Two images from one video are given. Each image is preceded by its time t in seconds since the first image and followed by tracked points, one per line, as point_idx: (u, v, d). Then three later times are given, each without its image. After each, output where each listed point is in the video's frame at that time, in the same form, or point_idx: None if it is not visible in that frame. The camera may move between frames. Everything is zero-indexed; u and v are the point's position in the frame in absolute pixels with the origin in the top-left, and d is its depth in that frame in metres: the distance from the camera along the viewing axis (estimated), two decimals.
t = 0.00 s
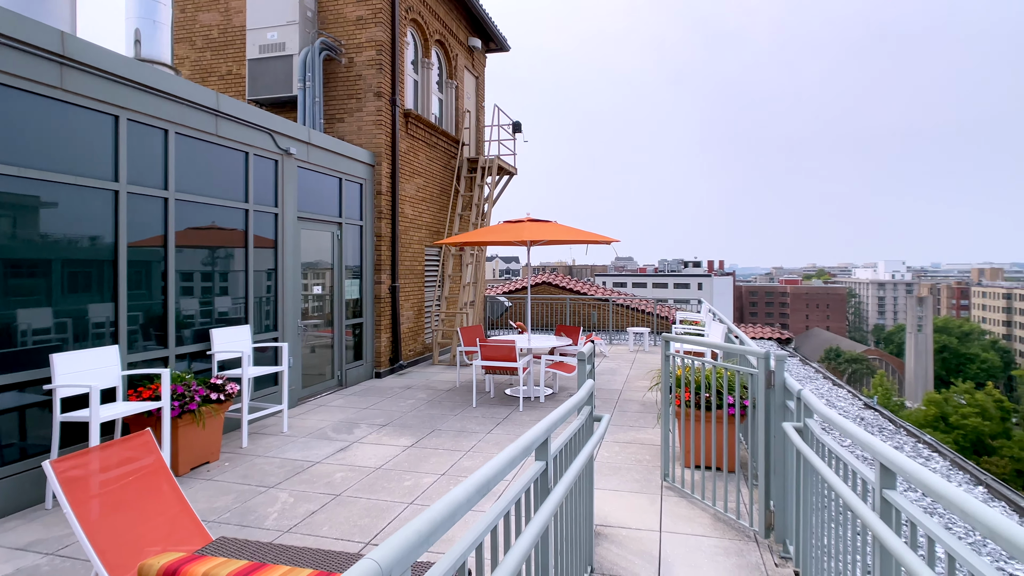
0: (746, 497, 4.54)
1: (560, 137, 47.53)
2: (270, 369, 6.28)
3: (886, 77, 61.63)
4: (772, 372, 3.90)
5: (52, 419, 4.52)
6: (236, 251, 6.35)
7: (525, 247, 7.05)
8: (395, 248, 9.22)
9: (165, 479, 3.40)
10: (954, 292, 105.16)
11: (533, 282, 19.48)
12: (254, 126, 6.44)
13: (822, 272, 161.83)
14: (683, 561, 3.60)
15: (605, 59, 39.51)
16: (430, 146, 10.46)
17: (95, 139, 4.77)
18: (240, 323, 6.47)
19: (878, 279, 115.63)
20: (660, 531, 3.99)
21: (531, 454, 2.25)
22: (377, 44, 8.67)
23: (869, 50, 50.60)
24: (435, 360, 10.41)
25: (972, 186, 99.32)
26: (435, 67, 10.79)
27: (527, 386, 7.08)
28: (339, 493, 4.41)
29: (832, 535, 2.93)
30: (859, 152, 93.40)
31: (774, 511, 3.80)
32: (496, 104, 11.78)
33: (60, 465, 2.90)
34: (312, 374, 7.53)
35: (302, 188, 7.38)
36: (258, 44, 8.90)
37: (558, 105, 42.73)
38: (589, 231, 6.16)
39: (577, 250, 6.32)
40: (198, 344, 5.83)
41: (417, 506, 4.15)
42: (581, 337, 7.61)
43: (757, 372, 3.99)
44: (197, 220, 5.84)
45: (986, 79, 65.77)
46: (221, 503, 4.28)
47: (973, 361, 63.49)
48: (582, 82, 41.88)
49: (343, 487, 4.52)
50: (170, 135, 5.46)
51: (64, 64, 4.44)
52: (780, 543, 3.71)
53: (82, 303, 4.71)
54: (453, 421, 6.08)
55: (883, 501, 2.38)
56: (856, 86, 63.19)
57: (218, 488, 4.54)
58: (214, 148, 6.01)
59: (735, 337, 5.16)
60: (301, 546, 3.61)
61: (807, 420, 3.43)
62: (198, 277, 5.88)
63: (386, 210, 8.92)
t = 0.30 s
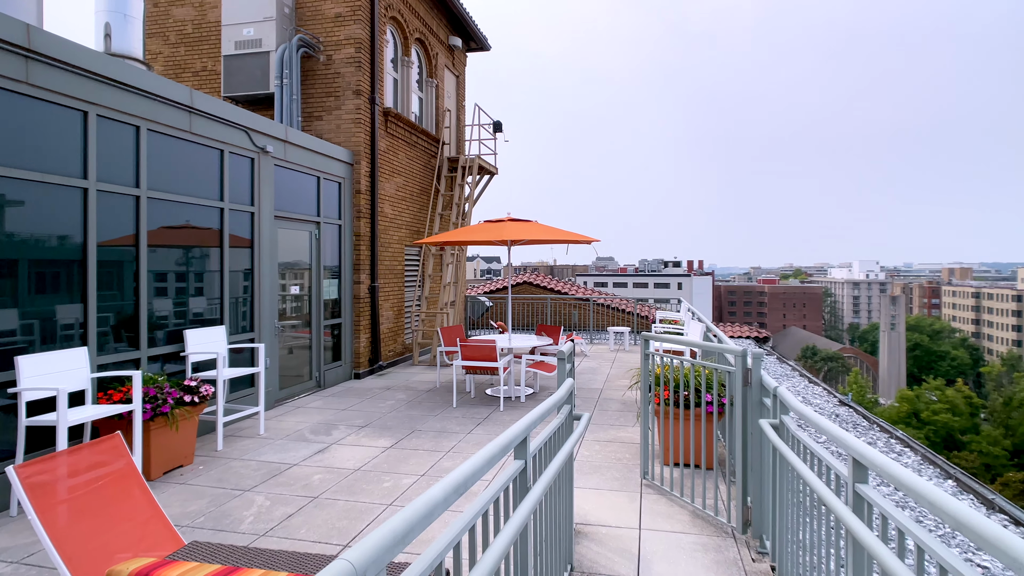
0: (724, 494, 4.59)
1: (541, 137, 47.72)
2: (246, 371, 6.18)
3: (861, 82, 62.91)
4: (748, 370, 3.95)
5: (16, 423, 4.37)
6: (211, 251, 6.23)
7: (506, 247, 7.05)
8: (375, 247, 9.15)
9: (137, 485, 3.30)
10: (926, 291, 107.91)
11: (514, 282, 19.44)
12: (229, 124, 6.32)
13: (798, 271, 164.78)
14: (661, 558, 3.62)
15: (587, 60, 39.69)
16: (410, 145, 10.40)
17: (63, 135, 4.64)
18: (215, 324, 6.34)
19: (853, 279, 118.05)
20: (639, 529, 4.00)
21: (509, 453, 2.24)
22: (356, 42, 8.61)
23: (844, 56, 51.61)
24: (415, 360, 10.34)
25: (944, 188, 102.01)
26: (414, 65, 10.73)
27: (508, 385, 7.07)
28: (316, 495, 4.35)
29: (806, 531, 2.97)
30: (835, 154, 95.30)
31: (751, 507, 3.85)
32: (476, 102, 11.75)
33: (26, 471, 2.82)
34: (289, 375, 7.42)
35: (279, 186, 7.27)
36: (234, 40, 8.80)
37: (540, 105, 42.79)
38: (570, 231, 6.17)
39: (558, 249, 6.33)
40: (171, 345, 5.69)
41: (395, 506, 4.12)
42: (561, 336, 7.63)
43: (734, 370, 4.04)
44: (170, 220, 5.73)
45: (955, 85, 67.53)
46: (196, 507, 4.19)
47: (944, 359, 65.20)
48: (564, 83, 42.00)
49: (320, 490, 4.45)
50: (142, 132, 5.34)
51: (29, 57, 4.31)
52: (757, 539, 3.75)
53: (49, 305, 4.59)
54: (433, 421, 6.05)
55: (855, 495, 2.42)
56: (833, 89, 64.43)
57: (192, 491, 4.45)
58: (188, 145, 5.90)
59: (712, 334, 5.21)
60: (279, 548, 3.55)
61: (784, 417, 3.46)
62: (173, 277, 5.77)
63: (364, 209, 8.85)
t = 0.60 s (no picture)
0: (702, 490, 4.63)
1: (524, 137, 47.81)
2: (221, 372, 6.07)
3: (837, 86, 64.12)
4: (726, 368, 4.00)
5: None
6: (186, 250, 6.11)
7: (487, 247, 7.03)
8: (354, 247, 9.06)
9: (107, 489, 3.20)
10: (899, 291, 110.51)
11: (495, 281, 19.39)
12: (204, 121, 6.21)
13: (776, 271, 167.41)
14: (640, 555, 3.64)
15: (569, 60, 39.80)
16: (390, 144, 10.34)
17: (30, 130, 4.52)
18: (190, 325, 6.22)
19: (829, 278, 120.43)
20: (619, 527, 4.01)
21: (488, 451, 2.21)
22: (334, 39, 8.53)
23: (821, 61, 52.55)
24: (395, 361, 10.26)
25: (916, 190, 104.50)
26: (394, 64, 10.65)
27: (489, 385, 7.05)
28: (294, 499, 4.28)
29: (782, 525, 3.00)
30: (812, 156, 97.10)
31: (728, 503, 3.89)
32: (457, 102, 11.73)
33: None
34: (266, 376, 7.31)
35: (255, 184, 7.15)
36: (209, 36, 8.66)
37: (522, 106, 42.86)
38: (550, 231, 6.17)
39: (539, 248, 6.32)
40: (144, 346, 5.56)
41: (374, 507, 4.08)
42: (542, 336, 7.63)
43: (712, 367, 4.07)
44: (144, 218, 5.61)
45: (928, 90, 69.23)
46: (168, 512, 4.09)
47: (916, 356, 66.85)
48: (545, 84, 42.12)
49: (298, 493, 4.39)
50: (115, 129, 5.23)
51: None
52: (734, 534, 3.79)
53: (15, 306, 4.45)
54: (413, 422, 6.00)
55: (828, 489, 2.45)
56: (809, 92, 65.57)
57: (164, 495, 4.35)
58: (161, 142, 5.78)
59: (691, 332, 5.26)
60: (254, 552, 3.48)
61: (760, 415, 3.50)
62: (146, 278, 5.65)
63: (344, 208, 8.76)
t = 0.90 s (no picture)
0: (680, 488, 4.67)
1: (506, 137, 47.85)
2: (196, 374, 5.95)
3: (813, 89, 65.33)
4: (704, 366, 4.02)
5: None
6: (159, 250, 5.99)
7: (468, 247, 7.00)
8: (333, 246, 8.97)
9: (74, 495, 3.09)
10: (873, 290, 113.12)
11: (476, 282, 19.32)
12: (178, 118, 6.09)
13: (755, 271, 170.20)
14: (620, 552, 3.65)
15: (551, 62, 39.91)
16: (370, 143, 10.27)
17: None
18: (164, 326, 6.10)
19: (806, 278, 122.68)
20: (599, 524, 4.02)
21: (466, 450, 2.21)
22: (312, 36, 8.45)
23: (798, 64, 53.48)
24: (375, 361, 10.18)
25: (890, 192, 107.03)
26: (374, 62, 10.57)
27: (469, 385, 7.03)
28: (270, 501, 4.21)
29: (759, 521, 3.04)
30: (790, 158, 98.78)
31: (706, 500, 3.92)
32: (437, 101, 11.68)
33: None
34: (243, 378, 7.19)
35: (232, 183, 7.04)
36: (183, 31, 8.52)
37: (503, 107, 42.93)
38: (530, 230, 6.15)
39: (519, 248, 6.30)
40: (115, 348, 5.43)
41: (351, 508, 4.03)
42: (523, 336, 7.61)
43: (690, 366, 4.11)
44: (115, 218, 5.48)
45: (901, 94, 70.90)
46: (140, 516, 4.00)
47: (890, 354, 68.50)
48: (527, 85, 42.18)
49: (275, 495, 4.31)
50: (85, 126, 5.10)
51: None
52: (712, 530, 3.82)
53: None
54: (393, 422, 5.95)
55: (802, 484, 2.49)
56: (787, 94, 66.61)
57: (136, 500, 4.25)
58: (134, 140, 5.66)
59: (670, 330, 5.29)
60: (229, 556, 3.41)
61: (738, 412, 3.54)
62: (118, 278, 5.52)
63: (322, 207, 8.67)
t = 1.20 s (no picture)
0: (660, 485, 4.70)
1: (488, 138, 47.84)
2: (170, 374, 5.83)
3: (790, 92, 66.51)
4: (682, 363, 4.05)
5: None
6: (132, 249, 5.85)
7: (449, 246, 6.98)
8: (311, 246, 8.86)
9: (41, 501, 2.99)
10: (849, 290, 115.60)
11: (456, 281, 19.24)
12: (149, 113, 5.96)
13: (734, 271, 172.81)
14: (600, 550, 3.65)
15: (532, 62, 40.04)
16: (349, 142, 10.18)
17: None
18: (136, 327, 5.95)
19: (784, 278, 124.91)
20: (580, 522, 4.02)
21: (443, 449, 2.18)
22: (290, 33, 8.35)
23: (775, 66, 54.44)
24: (354, 362, 10.10)
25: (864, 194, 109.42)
26: (353, 59, 10.48)
27: (450, 385, 7.00)
28: (246, 504, 4.14)
29: (736, 516, 3.07)
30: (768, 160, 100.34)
31: (685, 496, 3.96)
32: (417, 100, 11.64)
33: None
34: (218, 379, 7.07)
35: (207, 181, 6.92)
36: (156, 26, 8.40)
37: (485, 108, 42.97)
38: (510, 229, 6.14)
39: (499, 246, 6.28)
40: (84, 350, 5.29)
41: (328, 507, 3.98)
42: (504, 335, 7.60)
43: (669, 363, 4.14)
44: (84, 215, 5.32)
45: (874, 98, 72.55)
46: (110, 522, 3.89)
47: (864, 352, 70.15)
48: (508, 86, 42.29)
49: (251, 498, 4.24)
50: (52, 122, 4.96)
51: None
52: (690, 525, 3.86)
53: None
54: (373, 423, 5.89)
55: (777, 479, 2.52)
56: (764, 95, 67.72)
57: (106, 505, 4.13)
58: (105, 136, 5.53)
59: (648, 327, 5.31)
60: (202, 559, 3.33)
61: (715, 408, 3.57)
62: (88, 279, 5.38)
63: (300, 206, 8.57)
